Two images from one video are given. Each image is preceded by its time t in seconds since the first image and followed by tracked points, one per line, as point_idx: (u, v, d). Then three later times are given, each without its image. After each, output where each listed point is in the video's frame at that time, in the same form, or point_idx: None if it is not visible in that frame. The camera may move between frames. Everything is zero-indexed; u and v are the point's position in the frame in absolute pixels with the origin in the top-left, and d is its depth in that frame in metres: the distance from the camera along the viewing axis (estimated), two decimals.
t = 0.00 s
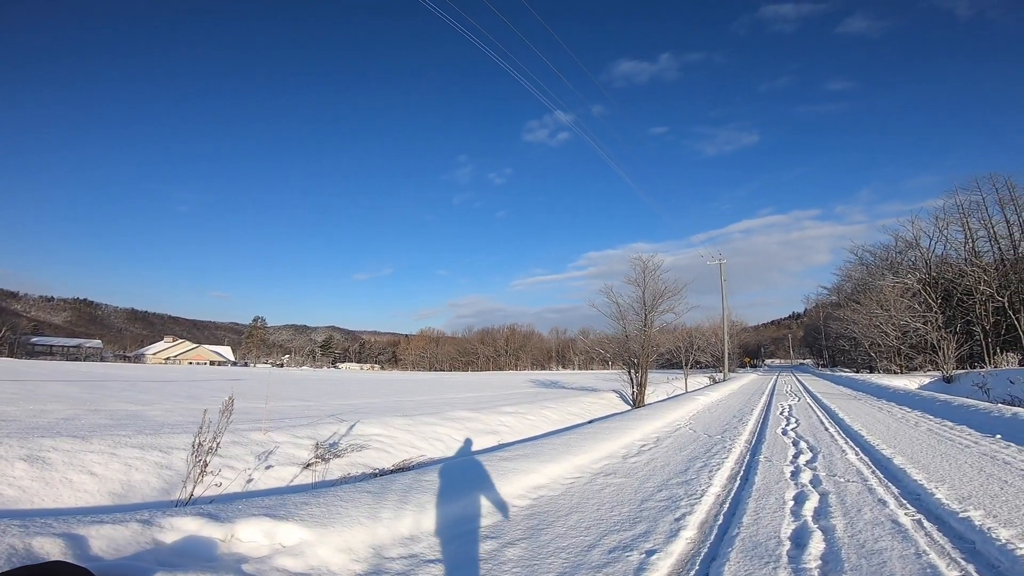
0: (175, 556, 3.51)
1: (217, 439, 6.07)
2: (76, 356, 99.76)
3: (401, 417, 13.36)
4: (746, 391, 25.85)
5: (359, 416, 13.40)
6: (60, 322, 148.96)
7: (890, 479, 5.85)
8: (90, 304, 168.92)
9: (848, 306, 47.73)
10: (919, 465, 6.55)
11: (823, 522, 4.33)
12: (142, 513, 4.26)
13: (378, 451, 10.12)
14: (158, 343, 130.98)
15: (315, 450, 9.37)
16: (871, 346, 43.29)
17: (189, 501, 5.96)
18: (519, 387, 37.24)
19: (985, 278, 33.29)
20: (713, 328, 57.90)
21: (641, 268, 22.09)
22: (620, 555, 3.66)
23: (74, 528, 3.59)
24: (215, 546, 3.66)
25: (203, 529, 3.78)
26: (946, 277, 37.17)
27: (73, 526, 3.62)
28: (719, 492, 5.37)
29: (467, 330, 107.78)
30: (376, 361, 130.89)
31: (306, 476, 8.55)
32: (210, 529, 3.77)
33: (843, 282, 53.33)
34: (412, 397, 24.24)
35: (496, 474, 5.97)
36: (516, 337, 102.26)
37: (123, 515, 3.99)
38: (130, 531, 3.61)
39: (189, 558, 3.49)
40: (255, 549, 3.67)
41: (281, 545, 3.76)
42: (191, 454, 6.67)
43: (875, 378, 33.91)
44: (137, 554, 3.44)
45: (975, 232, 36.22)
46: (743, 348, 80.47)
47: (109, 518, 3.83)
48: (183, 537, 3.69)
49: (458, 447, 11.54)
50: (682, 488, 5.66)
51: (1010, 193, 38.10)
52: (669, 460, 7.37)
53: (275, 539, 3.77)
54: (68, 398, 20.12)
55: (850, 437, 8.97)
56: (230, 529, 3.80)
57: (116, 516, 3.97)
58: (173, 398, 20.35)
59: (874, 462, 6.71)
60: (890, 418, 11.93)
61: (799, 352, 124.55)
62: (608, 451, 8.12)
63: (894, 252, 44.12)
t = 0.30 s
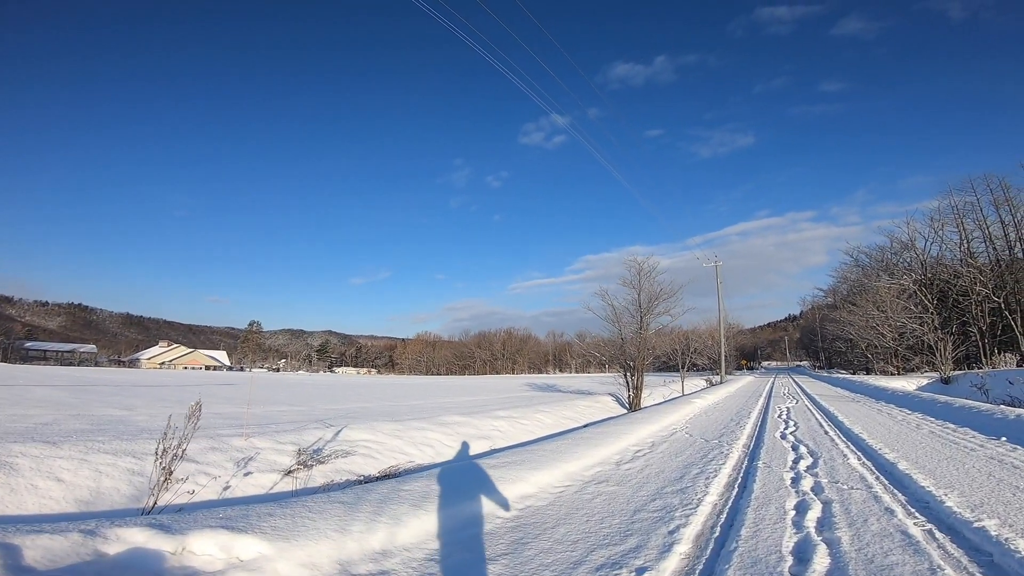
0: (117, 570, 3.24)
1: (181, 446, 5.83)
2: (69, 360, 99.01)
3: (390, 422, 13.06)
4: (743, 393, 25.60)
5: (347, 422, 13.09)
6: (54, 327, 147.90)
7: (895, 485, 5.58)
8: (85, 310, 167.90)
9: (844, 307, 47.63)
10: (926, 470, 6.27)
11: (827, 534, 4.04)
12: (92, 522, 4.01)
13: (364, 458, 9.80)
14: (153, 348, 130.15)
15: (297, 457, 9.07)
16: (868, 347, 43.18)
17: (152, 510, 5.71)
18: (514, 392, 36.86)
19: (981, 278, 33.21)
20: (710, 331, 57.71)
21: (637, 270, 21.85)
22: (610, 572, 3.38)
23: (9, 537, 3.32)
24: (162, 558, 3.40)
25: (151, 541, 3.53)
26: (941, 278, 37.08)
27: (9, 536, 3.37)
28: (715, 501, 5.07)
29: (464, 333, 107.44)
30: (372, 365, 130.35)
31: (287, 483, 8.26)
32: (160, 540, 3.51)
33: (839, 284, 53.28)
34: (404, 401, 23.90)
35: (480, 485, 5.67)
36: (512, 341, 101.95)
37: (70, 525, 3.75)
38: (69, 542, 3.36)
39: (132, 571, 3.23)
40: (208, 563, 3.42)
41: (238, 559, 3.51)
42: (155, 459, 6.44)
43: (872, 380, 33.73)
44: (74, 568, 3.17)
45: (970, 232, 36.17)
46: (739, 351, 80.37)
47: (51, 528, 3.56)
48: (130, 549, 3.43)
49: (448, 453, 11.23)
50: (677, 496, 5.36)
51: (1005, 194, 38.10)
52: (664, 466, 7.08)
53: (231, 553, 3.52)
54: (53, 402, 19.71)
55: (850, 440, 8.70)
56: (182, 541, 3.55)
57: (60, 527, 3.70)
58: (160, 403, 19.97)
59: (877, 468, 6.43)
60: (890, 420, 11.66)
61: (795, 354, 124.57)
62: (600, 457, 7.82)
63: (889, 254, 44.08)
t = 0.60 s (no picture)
0: None
1: (142, 452, 5.64)
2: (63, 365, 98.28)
3: (379, 426, 12.73)
4: (740, 395, 25.34)
5: (334, 426, 12.76)
6: (48, 331, 146.89)
7: (897, 492, 5.29)
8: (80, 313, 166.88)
9: (839, 309, 47.51)
10: (929, 476, 5.98)
11: (828, 549, 3.73)
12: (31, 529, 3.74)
13: (348, 463, 9.48)
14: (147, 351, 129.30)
15: (277, 463, 8.75)
16: (864, 348, 43.05)
17: (108, 519, 5.44)
18: (509, 395, 36.46)
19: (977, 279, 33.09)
20: (706, 333, 57.56)
21: (631, 271, 21.59)
22: None
23: None
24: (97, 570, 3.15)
25: (89, 551, 3.27)
26: (937, 279, 36.97)
27: None
28: (707, 512, 4.76)
29: (460, 336, 107.13)
30: (369, 369, 129.76)
31: (265, 490, 7.95)
32: (98, 552, 3.25)
33: (834, 285, 53.20)
34: (397, 405, 23.51)
35: (460, 495, 5.36)
36: (509, 344, 101.64)
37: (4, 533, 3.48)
38: None
39: None
40: None
41: (185, 573, 3.27)
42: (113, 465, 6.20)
43: (868, 381, 33.54)
44: None
45: (965, 232, 36.07)
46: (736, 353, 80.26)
47: None
48: (65, 560, 3.18)
49: (436, 459, 10.90)
50: (668, 507, 5.05)
51: (999, 194, 38.07)
52: (656, 473, 6.77)
53: (177, 566, 3.28)
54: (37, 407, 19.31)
55: (848, 444, 8.43)
56: (123, 552, 3.28)
57: None
58: (148, 408, 19.61)
59: (878, 473, 6.15)
60: (890, 423, 11.40)
61: (790, 356, 124.79)
62: (591, 463, 7.50)
63: (884, 255, 44.01)
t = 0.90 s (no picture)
0: None
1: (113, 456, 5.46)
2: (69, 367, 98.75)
3: (374, 429, 12.53)
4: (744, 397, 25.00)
5: (328, 428, 12.58)
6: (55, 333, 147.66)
7: (904, 500, 5.03)
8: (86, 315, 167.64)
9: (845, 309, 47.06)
10: (936, 481, 5.71)
11: (827, 563, 3.48)
12: None
13: (338, 466, 9.30)
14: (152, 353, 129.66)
15: (265, 466, 8.57)
16: (870, 349, 42.60)
17: (79, 522, 5.31)
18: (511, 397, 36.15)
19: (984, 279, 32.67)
20: (710, 334, 57.22)
21: (632, 272, 21.35)
22: None
23: None
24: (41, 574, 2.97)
25: (36, 554, 3.10)
26: (944, 279, 36.53)
27: None
28: (701, 521, 4.51)
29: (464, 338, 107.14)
30: (373, 371, 129.69)
31: (250, 493, 7.75)
32: (46, 555, 3.08)
33: (839, 285, 52.73)
34: (396, 407, 23.26)
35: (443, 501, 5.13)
36: (513, 345, 101.33)
37: None
38: None
39: None
40: None
41: None
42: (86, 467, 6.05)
43: (875, 382, 33.15)
44: None
45: (973, 231, 35.64)
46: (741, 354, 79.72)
47: None
48: (9, 563, 3.01)
49: (431, 462, 10.68)
50: (661, 515, 4.80)
51: (1006, 194, 37.65)
52: (653, 479, 6.51)
53: (129, 570, 3.10)
54: (34, 408, 19.18)
55: (853, 447, 8.17)
56: (72, 555, 3.10)
57: None
58: (147, 410, 19.55)
59: (884, 480, 5.88)
60: (896, 425, 11.12)
61: (796, 357, 123.98)
62: (585, 468, 7.24)
63: (890, 254, 43.57)
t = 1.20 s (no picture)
0: None
1: (86, 456, 5.32)
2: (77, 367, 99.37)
3: (371, 429, 12.37)
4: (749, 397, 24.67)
5: (324, 428, 12.49)
6: (63, 333, 148.63)
7: (911, 506, 4.81)
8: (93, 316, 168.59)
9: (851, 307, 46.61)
10: (947, 486, 5.46)
11: None
12: None
13: (331, 466, 9.18)
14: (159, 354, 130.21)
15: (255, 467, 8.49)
16: (877, 348, 42.15)
17: (53, 523, 5.24)
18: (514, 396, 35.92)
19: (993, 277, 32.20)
20: (715, 333, 56.81)
21: (635, 270, 21.13)
22: None
23: None
24: None
25: None
26: (951, 276, 36.07)
27: None
28: (697, 528, 4.30)
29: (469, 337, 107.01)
30: (377, 370, 129.72)
31: (238, 494, 7.66)
32: None
33: (845, 283, 52.22)
34: (396, 407, 23.09)
35: (430, 505, 4.95)
36: (517, 345, 101.06)
37: None
38: None
39: None
40: None
41: None
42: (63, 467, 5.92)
43: (882, 381, 32.74)
44: None
45: (981, 229, 35.16)
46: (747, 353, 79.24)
47: None
48: None
49: (427, 464, 10.50)
50: (656, 522, 4.58)
51: (1014, 190, 37.14)
52: (650, 482, 6.28)
53: (84, 572, 2.93)
54: (35, 408, 19.13)
55: (859, 449, 7.92)
56: (28, 557, 2.93)
57: None
58: (148, 410, 19.59)
59: (892, 484, 5.65)
60: (903, 426, 10.86)
61: (802, 356, 123.18)
62: (581, 470, 7.03)
63: (897, 252, 43.10)
